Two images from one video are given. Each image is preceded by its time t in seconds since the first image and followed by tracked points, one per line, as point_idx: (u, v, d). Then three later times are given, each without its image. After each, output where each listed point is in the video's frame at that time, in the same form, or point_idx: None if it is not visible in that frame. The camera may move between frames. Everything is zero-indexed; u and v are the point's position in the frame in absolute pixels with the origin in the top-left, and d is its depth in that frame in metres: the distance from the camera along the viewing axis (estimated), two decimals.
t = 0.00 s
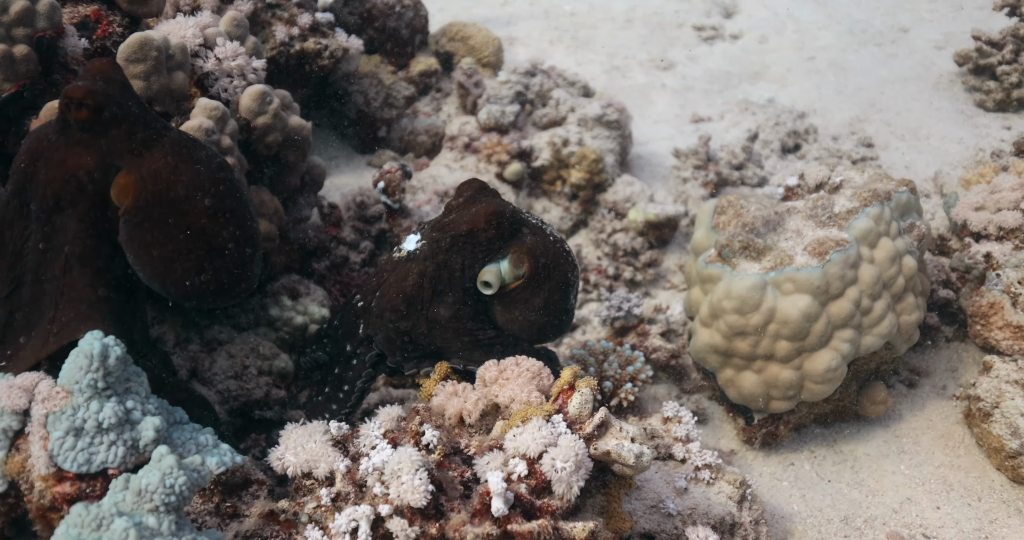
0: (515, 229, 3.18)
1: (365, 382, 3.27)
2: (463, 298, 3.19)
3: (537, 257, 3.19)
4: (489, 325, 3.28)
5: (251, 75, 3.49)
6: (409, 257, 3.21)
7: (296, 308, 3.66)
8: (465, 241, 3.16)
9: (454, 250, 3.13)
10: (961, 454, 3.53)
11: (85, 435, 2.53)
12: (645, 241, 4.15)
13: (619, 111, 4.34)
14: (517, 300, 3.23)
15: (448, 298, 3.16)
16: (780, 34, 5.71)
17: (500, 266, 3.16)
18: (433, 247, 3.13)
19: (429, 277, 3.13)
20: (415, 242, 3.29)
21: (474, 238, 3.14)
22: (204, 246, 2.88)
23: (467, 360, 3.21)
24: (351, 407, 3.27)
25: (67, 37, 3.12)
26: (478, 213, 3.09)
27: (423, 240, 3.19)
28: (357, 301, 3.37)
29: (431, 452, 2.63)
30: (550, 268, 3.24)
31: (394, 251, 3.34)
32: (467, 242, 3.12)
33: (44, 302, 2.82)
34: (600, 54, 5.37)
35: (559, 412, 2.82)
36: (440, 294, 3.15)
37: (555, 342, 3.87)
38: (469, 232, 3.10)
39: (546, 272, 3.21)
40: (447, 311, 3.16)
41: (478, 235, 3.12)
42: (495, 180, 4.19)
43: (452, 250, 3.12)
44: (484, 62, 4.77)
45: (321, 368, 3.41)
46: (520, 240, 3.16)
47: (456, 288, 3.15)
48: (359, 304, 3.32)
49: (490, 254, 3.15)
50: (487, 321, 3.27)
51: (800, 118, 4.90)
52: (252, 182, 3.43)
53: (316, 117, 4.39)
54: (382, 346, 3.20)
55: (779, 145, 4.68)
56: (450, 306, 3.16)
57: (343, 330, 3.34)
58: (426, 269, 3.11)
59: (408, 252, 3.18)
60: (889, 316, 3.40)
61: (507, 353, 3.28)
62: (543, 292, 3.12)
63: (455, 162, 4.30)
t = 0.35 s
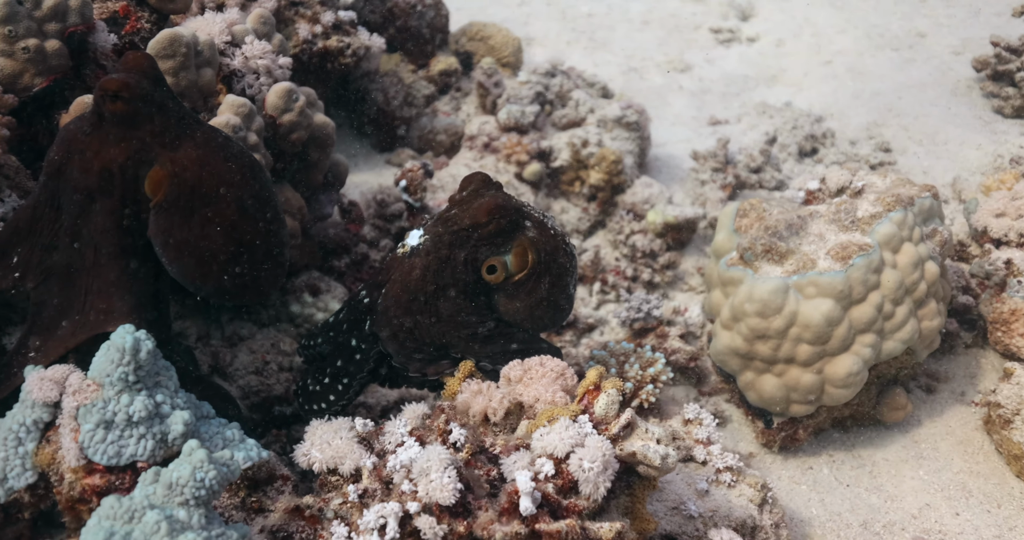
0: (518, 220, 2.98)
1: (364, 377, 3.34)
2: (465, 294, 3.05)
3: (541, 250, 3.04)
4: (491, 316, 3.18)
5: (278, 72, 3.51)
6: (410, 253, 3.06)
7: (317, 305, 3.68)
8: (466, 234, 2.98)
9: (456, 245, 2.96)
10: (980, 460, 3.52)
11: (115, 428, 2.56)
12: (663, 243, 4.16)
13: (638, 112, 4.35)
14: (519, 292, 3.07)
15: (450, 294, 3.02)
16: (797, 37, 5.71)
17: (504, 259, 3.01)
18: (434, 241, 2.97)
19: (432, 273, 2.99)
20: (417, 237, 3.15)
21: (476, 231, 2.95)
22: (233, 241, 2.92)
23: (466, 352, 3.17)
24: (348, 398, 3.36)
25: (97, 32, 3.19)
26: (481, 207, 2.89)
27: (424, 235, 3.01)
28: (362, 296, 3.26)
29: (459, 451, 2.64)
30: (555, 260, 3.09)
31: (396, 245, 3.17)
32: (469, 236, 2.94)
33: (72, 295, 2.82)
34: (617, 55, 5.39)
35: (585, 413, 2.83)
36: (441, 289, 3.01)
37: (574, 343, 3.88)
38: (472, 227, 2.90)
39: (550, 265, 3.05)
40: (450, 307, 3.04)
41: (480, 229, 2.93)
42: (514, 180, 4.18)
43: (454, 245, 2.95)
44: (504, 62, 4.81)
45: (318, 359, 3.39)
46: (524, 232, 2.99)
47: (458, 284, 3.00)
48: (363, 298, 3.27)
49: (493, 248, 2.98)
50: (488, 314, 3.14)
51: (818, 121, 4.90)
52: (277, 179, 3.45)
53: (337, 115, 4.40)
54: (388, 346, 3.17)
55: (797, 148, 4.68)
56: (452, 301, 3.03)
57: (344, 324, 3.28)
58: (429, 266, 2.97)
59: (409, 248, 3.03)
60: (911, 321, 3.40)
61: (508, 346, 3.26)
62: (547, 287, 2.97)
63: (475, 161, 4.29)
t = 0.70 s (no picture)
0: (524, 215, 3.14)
1: (369, 376, 3.30)
2: (472, 287, 3.17)
3: (545, 244, 3.20)
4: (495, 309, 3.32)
5: (312, 68, 3.53)
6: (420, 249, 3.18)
7: (346, 301, 3.72)
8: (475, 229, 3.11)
9: (464, 240, 3.09)
10: (1009, 464, 3.50)
11: (157, 419, 2.62)
12: (689, 243, 4.16)
13: (665, 112, 4.35)
14: (522, 283, 3.25)
15: (457, 289, 3.14)
16: (821, 38, 5.72)
17: (509, 252, 3.16)
18: (444, 237, 3.10)
19: (440, 268, 3.10)
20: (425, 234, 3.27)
21: (484, 226, 3.09)
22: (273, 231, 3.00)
23: (470, 348, 3.23)
24: (352, 397, 3.31)
25: (137, 27, 3.28)
26: (490, 203, 3.05)
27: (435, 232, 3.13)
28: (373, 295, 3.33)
29: (497, 445, 2.67)
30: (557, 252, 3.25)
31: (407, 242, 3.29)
32: (478, 232, 3.06)
33: (112, 285, 2.84)
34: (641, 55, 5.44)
35: (620, 411, 2.85)
36: (448, 285, 3.12)
37: (600, 341, 3.90)
38: (481, 222, 3.03)
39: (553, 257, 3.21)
40: (456, 301, 3.16)
41: (488, 224, 3.07)
42: (541, 178, 4.16)
43: (463, 240, 3.08)
44: (530, 60, 4.84)
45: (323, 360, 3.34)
46: (529, 227, 3.14)
47: (464, 279, 3.13)
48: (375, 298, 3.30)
49: (500, 243, 3.12)
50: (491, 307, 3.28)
51: (843, 123, 4.89)
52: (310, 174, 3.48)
53: (364, 112, 4.43)
54: (398, 343, 3.23)
55: (822, 149, 4.68)
56: (460, 296, 3.15)
57: (355, 324, 3.30)
58: (438, 261, 3.09)
59: (419, 245, 3.15)
60: (942, 323, 3.39)
61: (510, 337, 3.34)
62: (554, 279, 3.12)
63: (501, 159, 4.27)
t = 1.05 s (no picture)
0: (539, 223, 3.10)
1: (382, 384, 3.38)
2: (484, 298, 3.20)
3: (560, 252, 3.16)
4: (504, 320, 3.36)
5: (349, 68, 3.56)
6: (435, 260, 3.22)
7: (379, 299, 3.77)
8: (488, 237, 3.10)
9: (478, 250, 3.09)
10: None
11: (201, 414, 2.64)
12: (719, 245, 4.15)
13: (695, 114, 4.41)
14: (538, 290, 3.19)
15: (469, 301, 3.20)
16: (850, 41, 5.75)
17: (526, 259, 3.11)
18: (457, 247, 3.13)
19: (454, 280, 3.15)
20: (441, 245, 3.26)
21: (499, 235, 3.07)
22: (317, 224, 3.07)
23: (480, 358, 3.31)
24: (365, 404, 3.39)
25: (180, 27, 3.33)
26: (503, 212, 3.03)
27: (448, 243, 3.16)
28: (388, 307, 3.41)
29: (537, 445, 2.68)
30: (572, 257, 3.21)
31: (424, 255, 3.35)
32: (492, 240, 3.04)
33: (154, 278, 2.86)
34: (668, 55, 5.60)
35: (657, 412, 2.85)
36: (460, 295, 3.19)
37: (630, 342, 3.93)
38: (495, 231, 3.02)
39: (568, 263, 3.19)
40: (468, 312, 3.22)
41: (502, 233, 3.05)
42: (572, 179, 4.17)
43: (475, 250, 3.10)
44: (560, 61, 4.92)
45: (335, 368, 3.43)
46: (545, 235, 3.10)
47: (477, 290, 3.17)
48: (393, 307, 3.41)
49: (513, 251, 3.08)
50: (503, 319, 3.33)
51: (873, 126, 4.89)
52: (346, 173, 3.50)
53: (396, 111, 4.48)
54: (411, 352, 3.31)
55: (851, 153, 4.68)
56: (473, 307, 3.20)
57: (371, 334, 3.40)
58: (450, 272, 3.16)
59: (434, 256, 3.19)
60: (977, 329, 3.37)
61: (519, 346, 3.38)
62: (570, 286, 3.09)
63: (531, 160, 4.30)
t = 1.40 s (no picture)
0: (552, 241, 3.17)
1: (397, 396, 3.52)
2: (499, 317, 3.25)
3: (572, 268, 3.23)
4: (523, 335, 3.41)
5: (382, 71, 3.59)
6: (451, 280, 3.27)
7: (408, 301, 3.84)
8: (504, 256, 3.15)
9: (493, 271, 3.15)
10: None
11: (239, 415, 2.66)
12: (747, 251, 4.23)
13: (723, 120, 4.49)
14: (555, 304, 3.29)
15: (485, 319, 3.25)
16: (876, 48, 6.01)
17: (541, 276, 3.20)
18: (472, 268, 3.17)
19: (468, 301, 3.21)
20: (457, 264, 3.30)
21: (513, 254, 3.14)
22: (349, 223, 3.05)
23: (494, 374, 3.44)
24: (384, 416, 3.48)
25: (218, 30, 3.35)
26: (519, 232, 3.10)
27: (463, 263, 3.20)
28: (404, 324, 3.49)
29: (574, 451, 2.69)
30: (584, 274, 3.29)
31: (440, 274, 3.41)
32: (508, 259, 3.11)
33: (189, 278, 2.80)
34: (694, 60, 5.81)
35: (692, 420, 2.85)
36: (476, 314, 3.24)
37: (657, 348, 3.99)
38: (510, 251, 3.08)
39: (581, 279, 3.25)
40: (484, 331, 3.27)
41: (517, 252, 3.11)
42: (599, 183, 4.23)
43: (490, 270, 3.15)
44: (587, 65, 5.04)
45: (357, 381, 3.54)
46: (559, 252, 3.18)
47: (491, 309, 3.22)
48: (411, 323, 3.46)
49: (530, 270, 3.15)
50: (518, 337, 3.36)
51: (900, 133, 5.01)
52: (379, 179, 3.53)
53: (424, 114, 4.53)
54: (424, 369, 3.35)
55: (878, 159, 4.78)
56: (488, 326, 3.25)
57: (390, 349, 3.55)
58: (463, 293, 3.20)
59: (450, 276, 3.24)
60: (1010, 339, 3.35)
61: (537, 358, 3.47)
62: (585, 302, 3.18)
63: (559, 164, 4.32)
